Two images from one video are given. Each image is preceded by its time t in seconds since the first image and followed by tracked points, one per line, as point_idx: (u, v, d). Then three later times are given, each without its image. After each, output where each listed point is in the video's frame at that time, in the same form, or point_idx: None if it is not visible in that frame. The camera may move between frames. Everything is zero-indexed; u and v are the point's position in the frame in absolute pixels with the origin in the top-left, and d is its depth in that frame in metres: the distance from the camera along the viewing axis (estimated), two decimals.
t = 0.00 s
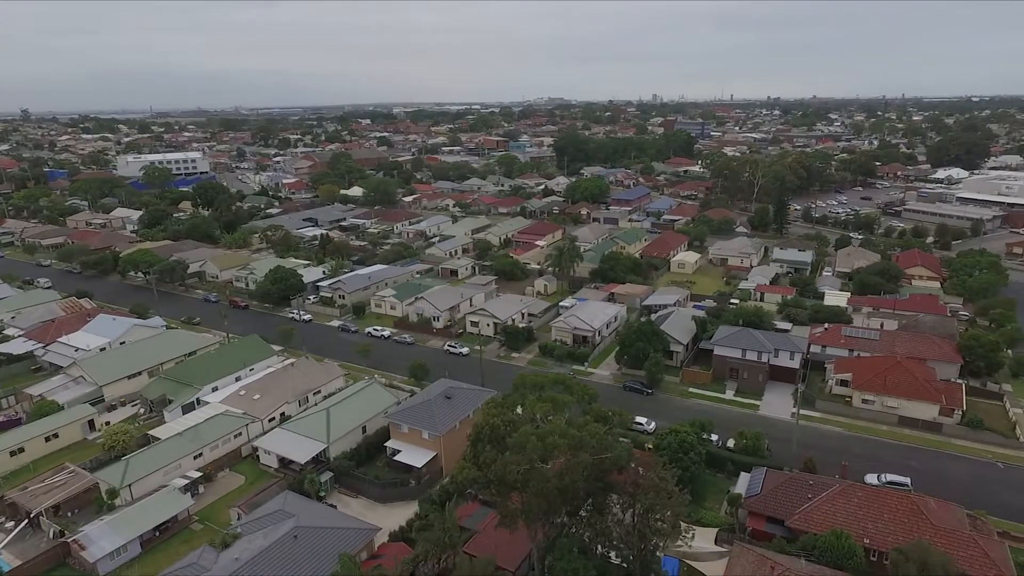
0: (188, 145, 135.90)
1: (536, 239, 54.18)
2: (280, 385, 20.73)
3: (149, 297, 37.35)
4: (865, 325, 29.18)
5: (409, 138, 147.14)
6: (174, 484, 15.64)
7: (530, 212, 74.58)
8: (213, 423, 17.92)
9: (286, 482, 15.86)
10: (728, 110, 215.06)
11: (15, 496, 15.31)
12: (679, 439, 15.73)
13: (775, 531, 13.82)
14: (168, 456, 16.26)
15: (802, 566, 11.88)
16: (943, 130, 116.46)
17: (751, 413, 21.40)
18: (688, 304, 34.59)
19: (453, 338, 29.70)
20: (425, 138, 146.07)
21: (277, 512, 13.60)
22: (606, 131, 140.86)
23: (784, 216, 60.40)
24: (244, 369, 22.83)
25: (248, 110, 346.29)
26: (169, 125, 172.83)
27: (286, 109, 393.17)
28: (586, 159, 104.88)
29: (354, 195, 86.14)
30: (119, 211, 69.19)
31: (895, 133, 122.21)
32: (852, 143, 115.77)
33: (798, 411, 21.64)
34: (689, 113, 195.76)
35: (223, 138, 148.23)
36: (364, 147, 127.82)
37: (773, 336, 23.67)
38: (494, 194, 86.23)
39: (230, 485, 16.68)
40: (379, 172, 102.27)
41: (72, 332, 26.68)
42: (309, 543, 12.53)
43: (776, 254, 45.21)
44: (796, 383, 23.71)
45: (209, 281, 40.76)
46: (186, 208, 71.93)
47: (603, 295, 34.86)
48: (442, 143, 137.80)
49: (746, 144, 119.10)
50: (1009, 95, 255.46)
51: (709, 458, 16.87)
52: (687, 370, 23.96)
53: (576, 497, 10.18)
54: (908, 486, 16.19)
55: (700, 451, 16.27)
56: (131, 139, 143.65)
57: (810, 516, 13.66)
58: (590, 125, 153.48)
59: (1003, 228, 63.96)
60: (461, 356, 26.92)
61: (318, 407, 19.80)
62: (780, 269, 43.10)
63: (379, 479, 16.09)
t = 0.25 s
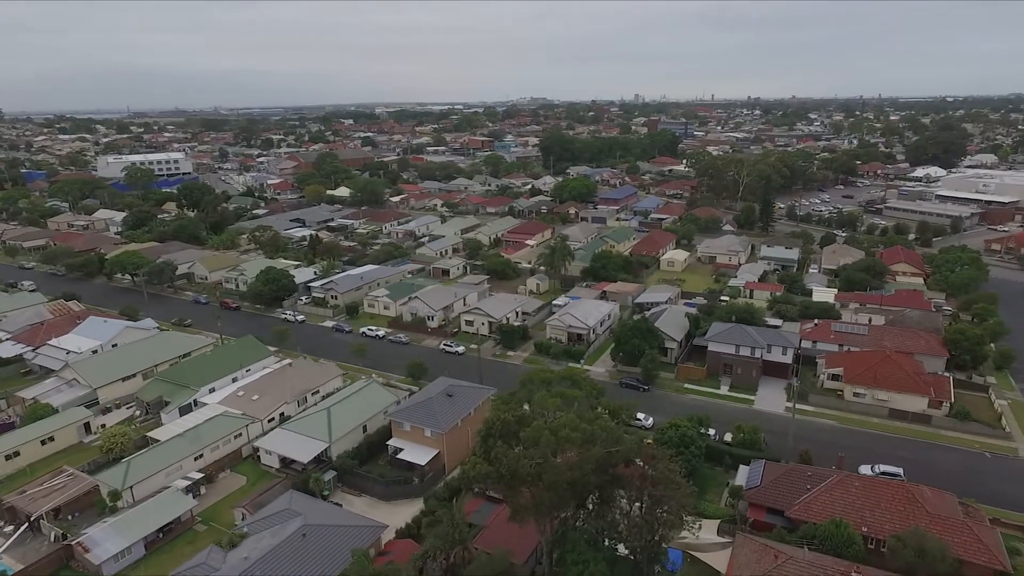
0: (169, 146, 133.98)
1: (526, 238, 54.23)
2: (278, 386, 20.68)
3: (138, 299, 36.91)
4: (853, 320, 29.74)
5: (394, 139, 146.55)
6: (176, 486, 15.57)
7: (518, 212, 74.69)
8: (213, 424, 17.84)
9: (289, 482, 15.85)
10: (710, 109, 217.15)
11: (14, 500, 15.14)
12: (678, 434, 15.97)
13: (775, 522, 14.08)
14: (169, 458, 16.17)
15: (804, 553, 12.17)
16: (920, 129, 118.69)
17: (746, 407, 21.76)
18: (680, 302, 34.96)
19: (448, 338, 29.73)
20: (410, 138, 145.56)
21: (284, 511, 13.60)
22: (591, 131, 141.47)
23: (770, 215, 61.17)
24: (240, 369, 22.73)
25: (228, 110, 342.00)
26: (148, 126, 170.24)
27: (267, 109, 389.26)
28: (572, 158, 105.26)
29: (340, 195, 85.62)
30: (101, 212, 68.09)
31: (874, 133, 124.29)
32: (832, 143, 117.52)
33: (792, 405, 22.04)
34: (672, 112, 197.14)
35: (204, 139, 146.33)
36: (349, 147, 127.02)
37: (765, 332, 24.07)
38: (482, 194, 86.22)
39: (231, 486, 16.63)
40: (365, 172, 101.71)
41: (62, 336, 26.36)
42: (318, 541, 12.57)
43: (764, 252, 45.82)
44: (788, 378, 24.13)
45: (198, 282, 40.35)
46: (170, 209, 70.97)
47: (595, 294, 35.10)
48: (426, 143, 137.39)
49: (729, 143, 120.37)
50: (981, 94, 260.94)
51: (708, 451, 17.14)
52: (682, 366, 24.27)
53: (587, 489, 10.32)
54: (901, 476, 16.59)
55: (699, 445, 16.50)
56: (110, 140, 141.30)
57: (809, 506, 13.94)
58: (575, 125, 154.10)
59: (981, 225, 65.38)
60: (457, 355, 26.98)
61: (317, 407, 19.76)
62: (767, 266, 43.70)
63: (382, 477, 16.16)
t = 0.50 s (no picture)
0: (153, 146, 132.32)
1: (518, 237, 54.34)
2: (279, 386, 20.66)
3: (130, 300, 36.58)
4: (845, 316, 30.25)
5: (381, 139, 146.04)
6: (181, 486, 15.54)
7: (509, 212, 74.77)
8: (215, 424, 17.79)
9: (295, 481, 15.89)
10: (695, 109, 218.87)
11: (16, 503, 15.04)
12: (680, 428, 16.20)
13: (777, 513, 14.34)
14: (173, 459, 16.12)
15: (809, 542, 12.44)
16: (902, 129, 120.53)
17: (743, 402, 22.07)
18: (673, 299, 35.30)
19: (445, 337, 29.80)
20: (397, 139, 145.10)
21: (293, 509, 13.65)
22: (579, 130, 141.99)
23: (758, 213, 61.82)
24: (239, 370, 22.67)
25: (212, 110, 338.27)
26: (131, 126, 168.05)
27: (252, 108, 385.81)
28: (561, 158, 105.56)
29: (330, 195, 85.21)
30: (87, 213, 67.21)
31: (857, 132, 126.05)
32: (816, 142, 119.00)
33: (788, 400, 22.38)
34: (658, 112, 198.35)
35: (189, 139, 144.83)
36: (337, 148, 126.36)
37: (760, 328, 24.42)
38: (472, 193, 86.23)
39: (236, 485, 16.63)
40: (353, 172, 101.34)
41: (56, 338, 26.13)
42: (329, 539, 12.64)
43: (754, 250, 46.38)
44: (783, 373, 24.50)
45: (190, 283, 40.05)
46: (157, 211, 70.30)
47: (590, 292, 35.33)
48: (414, 143, 137.14)
49: (715, 143, 121.46)
50: (960, 94, 265.43)
51: (709, 445, 17.40)
52: (679, 363, 24.56)
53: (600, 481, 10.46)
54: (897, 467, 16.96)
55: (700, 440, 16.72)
56: (93, 140, 139.30)
57: (810, 497, 14.21)
58: (562, 125, 154.55)
59: (963, 222, 66.58)
60: (455, 353, 27.06)
61: (319, 406, 19.77)
62: (758, 264, 44.24)
63: (388, 475, 16.23)
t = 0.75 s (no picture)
0: (138, 146, 130.69)
1: (512, 236, 54.42)
2: (280, 386, 20.64)
3: (122, 302, 36.26)
4: (837, 312, 30.74)
5: (369, 139, 145.43)
6: (187, 486, 15.53)
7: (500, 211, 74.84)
8: (218, 424, 17.77)
9: (301, 479, 15.92)
10: (681, 108, 220.41)
11: (19, 505, 14.93)
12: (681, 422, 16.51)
13: (781, 505, 14.63)
14: (178, 459, 16.10)
15: (813, 532, 12.72)
16: (885, 128, 122.21)
17: (741, 398, 22.39)
18: (668, 297, 35.59)
19: (443, 336, 29.84)
20: (385, 139, 144.63)
21: (302, 507, 13.72)
22: (567, 130, 142.37)
23: (749, 212, 62.39)
24: (239, 371, 22.62)
25: (196, 110, 334.79)
26: (115, 127, 165.88)
27: (236, 108, 382.20)
28: (550, 157, 105.79)
29: (320, 195, 84.77)
30: (73, 214, 66.30)
31: (841, 131, 127.61)
32: (801, 141, 120.39)
33: (784, 395, 22.73)
34: (644, 112, 199.34)
35: (173, 139, 143.18)
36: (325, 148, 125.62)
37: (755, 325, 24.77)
38: (463, 193, 86.21)
39: (241, 485, 16.64)
40: (342, 172, 100.86)
41: (50, 340, 25.93)
42: (340, 536, 12.72)
43: (745, 248, 46.88)
44: (778, 368, 24.89)
45: (183, 284, 39.73)
46: (145, 212, 69.56)
47: (586, 291, 35.52)
48: (402, 143, 136.75)
49: (702, 142, 122.36)
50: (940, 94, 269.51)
51: (710, 440, 17.65)
52: (676, 359, 24.87)
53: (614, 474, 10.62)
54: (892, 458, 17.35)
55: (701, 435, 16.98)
56: (77, 140, 137.32)
57: (812, 489, 14.49)
58: (549, 125, 154.93)
59: (947, 220, 67.70)
60: (453, 352, 27.12)
61: (321, 405, 19.80)
62: (750, 262, 44.73)
63: (394, 472, 16.29)
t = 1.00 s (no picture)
0: (122, 147, 129.08)
1: (505, 236, 54.50)
2: (281, 386, 20.63)
3: (115, 304, 35.94)
4: (830, 309, 31.20)
5: (357, 139, 144.83)
6: (193, 487, 15.51)
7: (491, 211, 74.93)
8: (222, 424, 17.74)
9: (307, 478, 15.95)
10: (667, 108, 221.90)
11: (23, 507, 14.84)
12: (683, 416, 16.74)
13: (782, 496, 14.90)
14: (182, 459, 16.07)
15: (816, 522, 12.99)
16: (870, 128, 123.80)
17: (738, 393, 22.69)
18: (663, 295, 35.88)
19: (441, 334, 29.90)
20: (373, 139, 144.15)
21: (311, 506, 13.77)
22: (556, 130, 142.78)
23: (738, 211, 62.96)
24: (239, 371, 22.54)
25: (180, 109, 331.33)
26: (99, 127, 163.72)
27: (221, 108, 378.72)
28: (539, 157, 106.01)
29: (310, 196, 84.35)
30: (60, 215, 65.43)
31: (826, 131, 129.11)
32: (787, 141, 121.66)
33: (780, 390, 23.06)
34: (631, 112, 200.27)
35: (158, 140, 141.60)
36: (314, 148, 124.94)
37: (751, 321, 25.11)
38: (454, 193, 86.20)
39: (246, 485, 16.63)
40: (331, 173, 100.44)
41: (44, 342, 25.70)
42: (351, 533, 12.79)
43: (737, 246, 47.35)
44: (773, 364, 25.24)
45: (176, 285, 39.43)
46: (133, 213, 68.87)
47: (581, 290, 35.71)
48: (390, 143, 136.38)
49: (689, 142, 123.23)
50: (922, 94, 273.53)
51: (711, 434, 17.91)
52: (674, 356, 25.15)
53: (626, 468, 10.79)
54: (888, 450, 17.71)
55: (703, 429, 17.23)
56: (60, 141, 135.35)
57: (813, 481, 14.77)
58: (537, 125, 155.22)
59: (932, 218, 68.79)
60: (452, 351, 27.19)
61: (323, 404, 19.81)
62: (742, 260, 45.18)
63: (400, 470, 16.37)
